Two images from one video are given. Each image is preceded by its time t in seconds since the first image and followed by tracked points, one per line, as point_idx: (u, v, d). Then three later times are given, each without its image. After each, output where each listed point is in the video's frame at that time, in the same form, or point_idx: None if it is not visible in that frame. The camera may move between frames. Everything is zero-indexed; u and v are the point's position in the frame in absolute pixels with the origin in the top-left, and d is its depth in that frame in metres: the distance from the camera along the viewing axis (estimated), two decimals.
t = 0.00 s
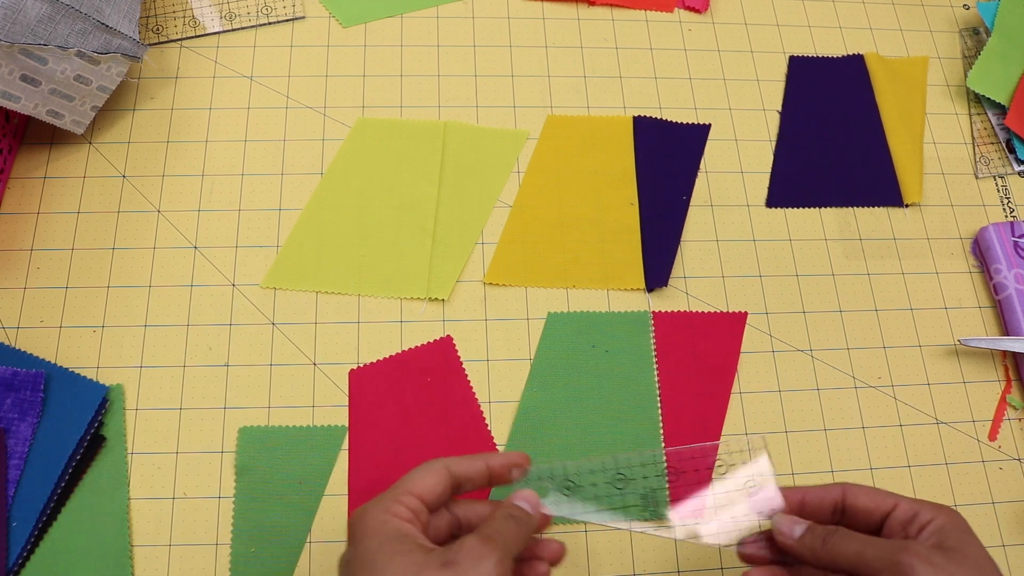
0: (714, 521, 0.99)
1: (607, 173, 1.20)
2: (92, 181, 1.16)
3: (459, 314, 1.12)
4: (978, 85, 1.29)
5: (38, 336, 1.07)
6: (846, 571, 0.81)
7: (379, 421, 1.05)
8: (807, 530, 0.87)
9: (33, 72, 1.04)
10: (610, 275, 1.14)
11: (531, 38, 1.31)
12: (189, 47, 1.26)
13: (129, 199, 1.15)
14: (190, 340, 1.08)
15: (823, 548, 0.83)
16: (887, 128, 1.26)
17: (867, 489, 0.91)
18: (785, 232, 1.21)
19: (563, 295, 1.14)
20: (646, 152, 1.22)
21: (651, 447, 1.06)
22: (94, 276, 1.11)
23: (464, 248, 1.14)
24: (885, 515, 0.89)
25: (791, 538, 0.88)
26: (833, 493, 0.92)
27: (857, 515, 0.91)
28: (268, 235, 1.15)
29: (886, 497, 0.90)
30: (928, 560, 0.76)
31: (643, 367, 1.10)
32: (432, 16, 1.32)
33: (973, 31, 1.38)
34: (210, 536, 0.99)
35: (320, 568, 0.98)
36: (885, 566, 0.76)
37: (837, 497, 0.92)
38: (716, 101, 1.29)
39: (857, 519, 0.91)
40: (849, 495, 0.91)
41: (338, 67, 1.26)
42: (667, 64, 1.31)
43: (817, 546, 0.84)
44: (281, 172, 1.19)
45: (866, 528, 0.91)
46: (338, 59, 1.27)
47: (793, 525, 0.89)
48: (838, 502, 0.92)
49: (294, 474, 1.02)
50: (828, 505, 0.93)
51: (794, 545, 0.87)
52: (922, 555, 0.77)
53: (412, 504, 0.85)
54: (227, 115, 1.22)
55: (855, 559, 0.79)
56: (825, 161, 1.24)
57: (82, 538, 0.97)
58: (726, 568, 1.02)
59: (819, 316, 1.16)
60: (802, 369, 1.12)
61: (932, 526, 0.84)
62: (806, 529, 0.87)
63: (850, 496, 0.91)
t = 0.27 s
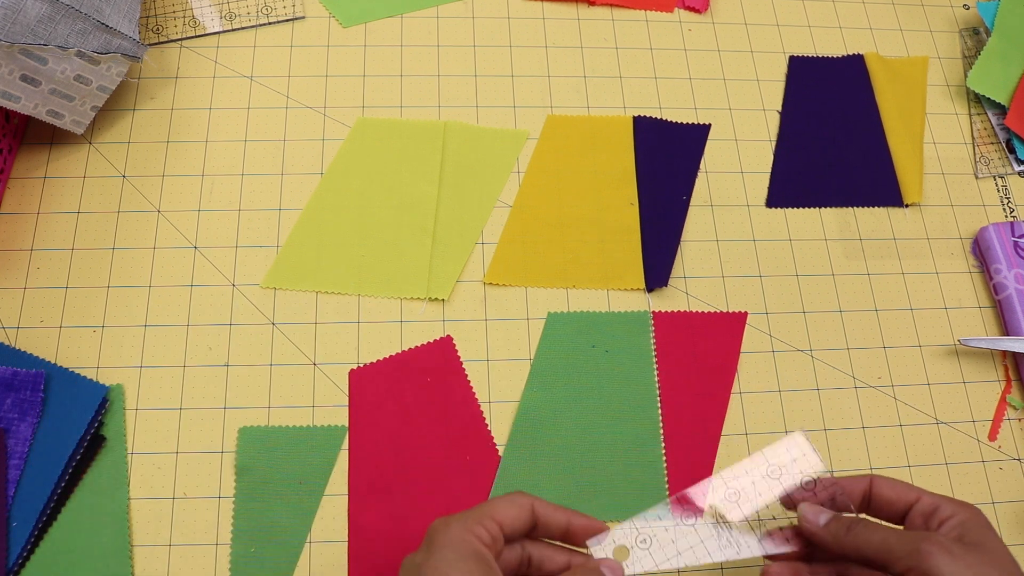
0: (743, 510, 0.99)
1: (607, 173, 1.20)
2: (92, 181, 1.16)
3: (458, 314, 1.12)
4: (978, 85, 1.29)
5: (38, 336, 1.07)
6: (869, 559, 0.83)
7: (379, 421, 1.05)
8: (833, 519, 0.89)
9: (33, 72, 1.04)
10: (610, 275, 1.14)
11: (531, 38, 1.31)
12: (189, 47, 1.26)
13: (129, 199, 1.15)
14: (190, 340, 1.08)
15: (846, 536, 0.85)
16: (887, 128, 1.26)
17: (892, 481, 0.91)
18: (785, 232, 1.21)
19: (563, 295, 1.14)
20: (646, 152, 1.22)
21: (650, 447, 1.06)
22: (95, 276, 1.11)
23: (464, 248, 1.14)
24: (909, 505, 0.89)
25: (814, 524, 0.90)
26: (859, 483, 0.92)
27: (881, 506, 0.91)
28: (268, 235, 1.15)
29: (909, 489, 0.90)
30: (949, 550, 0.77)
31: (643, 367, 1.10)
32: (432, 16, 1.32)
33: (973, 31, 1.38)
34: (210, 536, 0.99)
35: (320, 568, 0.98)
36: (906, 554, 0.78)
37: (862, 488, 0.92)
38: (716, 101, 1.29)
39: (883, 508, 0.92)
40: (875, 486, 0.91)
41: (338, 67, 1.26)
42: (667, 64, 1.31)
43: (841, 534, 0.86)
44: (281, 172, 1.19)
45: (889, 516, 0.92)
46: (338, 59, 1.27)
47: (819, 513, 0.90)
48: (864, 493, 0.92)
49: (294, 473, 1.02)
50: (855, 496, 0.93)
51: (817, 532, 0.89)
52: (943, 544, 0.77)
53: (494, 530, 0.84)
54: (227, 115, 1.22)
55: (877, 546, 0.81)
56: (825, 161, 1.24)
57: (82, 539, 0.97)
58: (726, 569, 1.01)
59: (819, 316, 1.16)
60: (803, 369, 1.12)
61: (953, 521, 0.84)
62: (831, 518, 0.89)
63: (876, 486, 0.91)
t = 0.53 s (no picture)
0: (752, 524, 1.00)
1: (607, 173, 1.20)
2: (92, 181, 1.16)
3: (458, 314, 1.12)
4: (978, 85, 1.29)
5: (38, 336, 1.06)
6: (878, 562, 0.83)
7: (379, 420, 1.05)
8: (843, 522, 0.88)
9: (33, 72, 1.04)
10: (610, 275, 1.14)
11: (531, 38, 1.31)
12: (189, 47, 1.25)
13: (129, 199, 1.15)
14: (190, 340, 1.08)
15: (857, 539, 0.84)
16: (887, 129, 1.26)
17: (892, 493, 0.92)
18: (785, 232, 1.21)
19: (563, 295, 1.14)
20: (646, 152, 1.22)
21: (650, 446, 1.06)
22: (95, 276, 1.11)
23: (464, 248, 1.14)
24: (909, 516, 0.89)
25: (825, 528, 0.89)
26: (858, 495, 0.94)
27: (881, 518, 0.92)
28: (268, 235, 1.15)
29: (909, 500, 0.90)
30: (960, 551, 0.78)
31: (643, 367, 1.10)
32: (432, 16, 1.32)
33: (973, 31, 1.38)
34: (210, 536, 0.99)
35: (320, 568, 0.98)
36: (919, 555, 0.78)
37: (862, 501, 0.93)
38: (716, 102, 1.29)
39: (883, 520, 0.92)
40: (874, 498, 0.92)
41: (338, 67, 1.26)
42: (667, 64, 1.31)
43: (852, 536, 0.85)
44: (281, 172, 1.19)
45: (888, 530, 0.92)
46: (338, 59, 1.27)
47: (830, 516, 0.90)
48: (864, 506, 0.93)
49: (294, 473, 1.02)
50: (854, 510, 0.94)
51: (828, 536, 0.88)
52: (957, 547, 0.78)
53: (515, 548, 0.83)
54: (227, 115, 1.22)
55: (891, 547, 0.81)
56: (825, 161, 1.24)
57: (82, 539, 0.97)
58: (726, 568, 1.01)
59: (819, 316, 1.16)
60: (803, 369, 1.12)
61: (955, 526, 0.85)
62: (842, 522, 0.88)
63: (875, 499, 0.92)
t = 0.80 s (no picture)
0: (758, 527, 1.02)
1: (607, 173, 1.20)
2: (92, 181, 1.16)
3: (459, 314, 1.12)
4: (978, 85, 1.29)
5: (38, 336, 1.07)
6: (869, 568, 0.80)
7: (379, 420, 1.05)
8: (823, 536, 0.85)
9: (33, 72, 1.04)
10: (610, 275, 1.14)
11: (531, 38, 1.31)
12: (189, 47, 1.26)
13: (129, 199, 1.15)
14: (190, 340, 1.08)
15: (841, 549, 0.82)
16: (888, 128, 1.26)
17: (862, 494, 0.90)
18: (785, 232, 1.21)
19: (563, 295, 1.14)
20: (646, 152, 1.22)
21: (650, 446, 1.06)
22: (95, 276, 1.11)
23: (464, 248, 1.14)
24: (884, 515, 0.88)
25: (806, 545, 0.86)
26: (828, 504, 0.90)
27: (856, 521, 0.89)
28: (268, 235, 1.15)
29: (880, 498, 0.89)
30: (948, 542, 0.77)
31: (643, 367, 1.10)
32: (432, 16, 1.32)
33: (973, 31, 1.38)
34: (210, 536, 0.99)
35: (320, 568, 0.98)
36: (910, 553, 0.77)
37: (834, 508, 0.90)
38: (716, 102, 1.29)
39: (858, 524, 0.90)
40: (845, 503, 0.90)
41: (338, 67, 1.26)
42: (667, 64, 1.31)
43: (836, 548, 0.82)
44: (281, 172, 1.19)
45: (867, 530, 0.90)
46: (338, 59, 1.27)
47: (808, 530, 0.86)
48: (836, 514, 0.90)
49: (294, 473, 1.02)
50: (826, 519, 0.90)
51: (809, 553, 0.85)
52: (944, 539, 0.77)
53: None
54: (227, 115, 1.22)
55: (877, 552, 0.79)
56: (825, 161, 1.24)
57: (82, 539, 0.97)
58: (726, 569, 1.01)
59: (819, 316, 1.16)
60: (803, 369, 1.12)
61: (932, 518, 0.84)
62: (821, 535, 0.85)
63: (845, 505, 0.89)
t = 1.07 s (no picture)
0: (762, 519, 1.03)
1: (607, 173, 1.20)
2: (92, 181, 1.16)
3: (459, 314, 1.12)
4: (978, 85, 1.29)
5: (38, 336, 1.06)
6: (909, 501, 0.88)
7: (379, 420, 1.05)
8: (872, 463, 0.92)
9: (33, 72, 1.04)
10: (610, 275, 1.14)
11: (531, 38, 1.31)
12: (189, 47, 1.26)
13: (129, 199, 1.15)
14: (190, 340, 1.08)
15: (886, 481, 0.89)
16: (887, 128, 1.26)
17: (925, 436, 0.94)
18: (785, 232, 1.21)
19: (563, 295, 1.14)
20: (646, 152, 1.22)
21: (650, 446, 1.06)
22: (95, 276, 1.11)
23: (464, 248, 1.14)
24: (943, 459, 0.92)
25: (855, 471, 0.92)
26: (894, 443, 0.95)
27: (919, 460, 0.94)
28: (268, 235, 1.15)
29: (942, 444, 0.93)
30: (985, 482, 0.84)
31: (643, 367, 1.10)
32: (432, 16, 1.32)
33: (973, 31, 1.38)
34: (210, 536, 0.99)
35: (321, 568, 0.98)
36: (944, 487, 0.84)
37: (898, 446, 0.95)
38: (716, 101, 1.29)
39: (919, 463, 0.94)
40: (910, 443, 0.95)
41: (338, 67, 1.26)
42: (667, 64, 1.31)
43: (881, 476, 0.90)
44: (281, 172, 1.19)
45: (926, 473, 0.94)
46: (338, 59, 1.27)
47: (860, 456, 0.93)
48: (900, 451, 0.95)
49: (294, 473, 1.02)
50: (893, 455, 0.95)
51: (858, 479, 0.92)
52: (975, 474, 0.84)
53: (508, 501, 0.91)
54: (227, 115, 1.22)
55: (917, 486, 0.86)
56: (825, 161, 1.24)
57: (83, 539, 0.97)
58: (726, 569, 1.02)
59: (819, 316, 1.16)
60: (803, 369, 1.12)
61: (989, 465, 0.88)
62: (872, 462, 0.92)
63: (910, 443, 0.95)
